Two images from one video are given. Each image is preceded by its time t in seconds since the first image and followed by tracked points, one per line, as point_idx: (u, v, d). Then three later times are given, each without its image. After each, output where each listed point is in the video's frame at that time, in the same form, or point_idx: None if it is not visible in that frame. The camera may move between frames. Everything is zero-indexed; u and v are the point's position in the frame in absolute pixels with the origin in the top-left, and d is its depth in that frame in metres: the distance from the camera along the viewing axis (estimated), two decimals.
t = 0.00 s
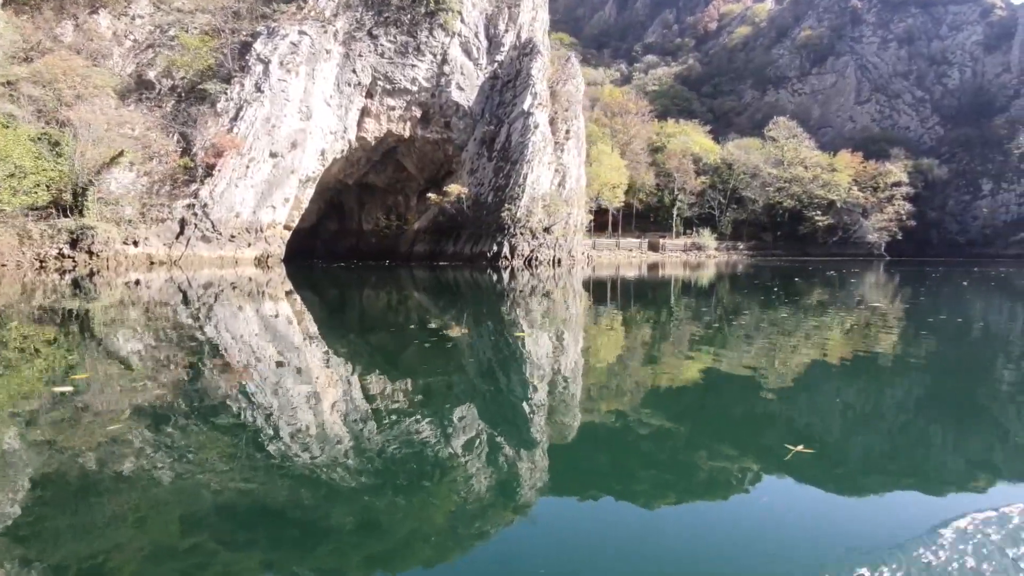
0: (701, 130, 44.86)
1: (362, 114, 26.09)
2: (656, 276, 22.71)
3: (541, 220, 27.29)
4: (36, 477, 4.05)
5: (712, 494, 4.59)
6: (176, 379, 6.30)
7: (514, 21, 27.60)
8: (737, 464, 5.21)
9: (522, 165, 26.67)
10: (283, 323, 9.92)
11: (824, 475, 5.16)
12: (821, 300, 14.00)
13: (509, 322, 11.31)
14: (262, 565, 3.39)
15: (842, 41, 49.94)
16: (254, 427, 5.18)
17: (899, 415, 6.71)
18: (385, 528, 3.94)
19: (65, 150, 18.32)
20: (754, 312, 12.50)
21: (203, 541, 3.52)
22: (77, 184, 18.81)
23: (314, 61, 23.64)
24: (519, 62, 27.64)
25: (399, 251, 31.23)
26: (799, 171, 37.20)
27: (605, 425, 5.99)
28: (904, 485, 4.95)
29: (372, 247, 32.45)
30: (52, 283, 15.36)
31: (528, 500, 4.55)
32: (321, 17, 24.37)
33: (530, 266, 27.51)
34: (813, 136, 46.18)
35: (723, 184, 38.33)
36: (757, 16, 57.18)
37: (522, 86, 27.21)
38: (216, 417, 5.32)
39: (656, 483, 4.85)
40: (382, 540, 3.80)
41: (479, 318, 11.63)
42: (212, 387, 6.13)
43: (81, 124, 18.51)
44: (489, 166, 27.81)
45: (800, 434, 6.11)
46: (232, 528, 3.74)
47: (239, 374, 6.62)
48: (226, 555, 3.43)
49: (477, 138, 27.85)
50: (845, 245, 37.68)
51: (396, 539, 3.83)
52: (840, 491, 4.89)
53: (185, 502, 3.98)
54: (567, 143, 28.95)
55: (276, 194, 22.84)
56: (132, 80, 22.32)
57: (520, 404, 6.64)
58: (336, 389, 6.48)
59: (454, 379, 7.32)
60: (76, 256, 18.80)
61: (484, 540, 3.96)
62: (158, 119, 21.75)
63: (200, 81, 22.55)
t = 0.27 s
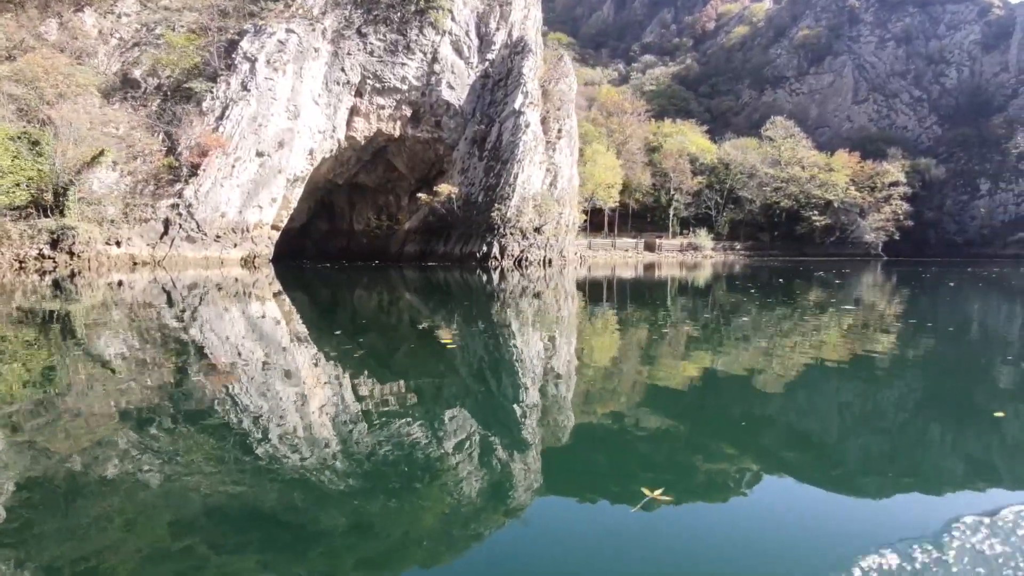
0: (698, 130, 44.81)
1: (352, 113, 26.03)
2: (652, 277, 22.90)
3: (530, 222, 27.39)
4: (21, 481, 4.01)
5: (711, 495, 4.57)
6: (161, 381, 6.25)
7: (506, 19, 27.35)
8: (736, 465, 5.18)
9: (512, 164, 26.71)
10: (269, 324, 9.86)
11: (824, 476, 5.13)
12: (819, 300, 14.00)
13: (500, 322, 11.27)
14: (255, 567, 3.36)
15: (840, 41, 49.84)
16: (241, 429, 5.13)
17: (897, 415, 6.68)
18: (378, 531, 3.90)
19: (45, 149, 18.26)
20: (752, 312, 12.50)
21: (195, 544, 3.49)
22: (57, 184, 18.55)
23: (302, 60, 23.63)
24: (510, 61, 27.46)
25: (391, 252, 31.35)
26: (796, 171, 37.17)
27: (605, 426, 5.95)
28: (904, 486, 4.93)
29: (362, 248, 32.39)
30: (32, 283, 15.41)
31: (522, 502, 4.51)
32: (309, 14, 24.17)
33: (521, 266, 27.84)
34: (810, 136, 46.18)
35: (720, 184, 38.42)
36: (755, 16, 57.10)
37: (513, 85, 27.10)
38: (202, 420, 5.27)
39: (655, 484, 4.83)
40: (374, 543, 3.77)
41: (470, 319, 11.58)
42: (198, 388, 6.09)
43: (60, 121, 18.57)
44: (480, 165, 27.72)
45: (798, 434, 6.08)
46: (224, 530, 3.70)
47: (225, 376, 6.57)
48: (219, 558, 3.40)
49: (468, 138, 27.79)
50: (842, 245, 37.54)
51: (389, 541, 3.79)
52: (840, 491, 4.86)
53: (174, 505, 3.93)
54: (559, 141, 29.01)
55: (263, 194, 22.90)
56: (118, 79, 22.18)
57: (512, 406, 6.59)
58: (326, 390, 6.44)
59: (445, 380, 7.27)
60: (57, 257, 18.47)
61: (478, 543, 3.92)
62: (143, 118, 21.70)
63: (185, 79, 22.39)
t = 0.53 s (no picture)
0: (695, 130, 44.77)
1: (341, 112, 25.90)
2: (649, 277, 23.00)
3: (522, 222, 26.96)
4: (5, 485, 3.96)
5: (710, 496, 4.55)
6: (147, 383, 6.20)
7: (497, 17, 27.50)
8: (735, 466, 5.15)
9: (504, 164, 26.57)
10: (257, 326, 9.80)
11: (824, 477, 5.09)
12: (817, 300, 13.96)
13: (490, 323, 11.22)
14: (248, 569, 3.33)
15: (838, 40, 49.73)
16: (228, 431, 5.09)
17: (896, 416, 6.64)
18: (369, 534, 3.85)
19: (25, 148, 18.09)
20: (751, 312, 12.48)
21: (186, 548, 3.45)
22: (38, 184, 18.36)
23: (290, 58, 23.49)
24: (502, 60, 27.56)
25: (382, 252, 31.14)
26: (793, 170, 37.17)
27: (603, 426, 5.93)
28: (902, 487, 4.90)
29: (354, 247, 32.40)
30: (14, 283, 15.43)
31: (515, 505, 4.46)
32: (298, 13, 24.24)
33: (511, 266, 27.46)
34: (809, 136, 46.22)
35: (718, 184, 38.33)
36: (754, 15, 57.00)
37: (505, 83, 27.13)
38: (189, 422, 5.22)
39: (655, 485, 4.79)
40: (366, 545, 3.72)
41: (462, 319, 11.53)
42: (184, 390, 6.05)
43: (41, 120, 18.71)
44: (471, 165, 27.69)
45: (797, 435, 6.04)
46: (216, 533, 3.66)
47: (211, 378, 6.52)
48: (212, 561, 3.36)
49: (459, 137, 27.84)
50: (840, 245, 37.43)
51: (381, 544, 3.74)
52: (840, 492, 4.83)
53: (162, 508, 3.89)
54: (551, 140, 28.96)
55: (250, 194, 22.45)
56: (104, 77, 22.54)
57: (504, 407, 6.54)
58: (315, 392, 6.39)
59: (436, 382, 7.22)
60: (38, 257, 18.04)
61: (472, 547, 3.88)
62: (128, 117, 21.77)
63: (171, 78, 22.49)
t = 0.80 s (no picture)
0: (692, 130, 44.68)
1: (330, 111, 25.79)
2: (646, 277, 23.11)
3: (512, 221, 27.30)
4: None
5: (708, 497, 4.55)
6: (132, 385, 6.14)
7: (489, 16, 27.52)
8: (734, 466, 5.12)
9: (494, 164, 26.52)
10: (244, 327, 9.73)
11: (822, 477, 5.07)
12: (815, 300, 13.94)
13: (480, 324, 11.20)
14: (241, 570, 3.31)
15: (836, 40, 49.72)
16: (216, 433, 5.04)
17: (894, 416, 6.62)
18: (362, 535, 3.82)
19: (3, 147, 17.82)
20: (748, 313, 12.43)
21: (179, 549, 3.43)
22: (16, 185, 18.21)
23: (277, 56, 23.43)
24: (493, 58, 27.54)
25: (372, 253, 30.91)
26: (790, 170, 37.21)
27: (603, 426, 5.93)
28: (901, 487, 4.89)
29: (345, 247, 32.27)
30: None
31: (508, 506, 4.44)
32: (286, 10, 24.03)
33: (500, 266, 27.86)
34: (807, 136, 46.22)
35: (715, 183, 38.22)
36: (751, 14, 56.86)
37: (496, 82, 27.09)
38: (176, 424, 5.17)
39: (653, 486, 4.78)
40: (359, 546, 3.70)
41: (453, 320, 11.48)
42: (169, 392, 5.99)
43: (20, 119, 18.48)
44: (461, 164, 27.54)
45: (795, 434, 6.02)
46: (208, 534, 3.63)
47: (198, 380, 6.47)
48: (205, 562, 3.34)
49: (450, 136, 27.64)
50: (838, 245, 37.41)
51: (375, 544, 3.72)
52: (839, 492, 4.82)
53: (151, 509, 3.84)
54: (542, 139, 29.05)
55: (236, 194, 22.59)
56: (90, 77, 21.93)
57: (495, 408, 6.51)
58: (303, 393, 6.35)
59: (428, 383, 7.19)
60: (18, 257, 18.13)
61: (467, 548, 3.85)
62: (114, 115, 21.38)
63: (157, 76, 22.15)
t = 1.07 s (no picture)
0: (689, 130, 44.64)
1: (319, 110, 25.72)
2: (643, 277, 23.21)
3: (502, 223, 26.99)
4: None
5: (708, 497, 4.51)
6: (116, 387, 6.09)
7: (480, 13, 27.46)
8: (733, 467, 5.08)
9: (485, 163, 26.50)
10: (230, 329, 9.67)
11: (822, 478, 5.02)
12: (812, 300, 13.92)
13: (469, 325, 11.17)
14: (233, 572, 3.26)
15: (834, 39, 49.90)
16: (202, 436, 4.99)
17: (893, 416, 6.56)
18: (354, 538, 3.78)
19: None
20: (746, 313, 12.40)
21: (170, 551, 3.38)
22: None
23: (265, 54, 23.35)
24: (485, 57, 27.50)
25: (361, 253, 30.64)
26: (786, 169, 37.31)
27: (602, 427, 5.90)
28: (901, 487, 4.83)
29: (334, 248, 32.21)
30: None
31: (502, 508, 4.39)
32: (273, 9, 24.01)
33: (490, 267, 27.31)
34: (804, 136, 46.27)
35: (712, 183, 38.13)
36: (749, 14, 56.84)
37: (486, 80, 27.13)
38: (162, 426, 5.12)
39: (651, 487, 4.74)
40: (351, 549, 3.65)
41: (443, 321, 11.44)
42: (153, 395, 5.94)
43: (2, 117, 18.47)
44: (452, 163, 27.54)
45: (794, 435, 5.97)
46: (200, 538, 3.58)
47: (182, 381, 6.43)
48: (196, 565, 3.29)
49: (441, 136, 27.69)
50: (836, 245, 37.32)
51: (368, 547, 3.67)
52: (839, 493, 4.77)
53: (139, 512, 3.79)
54: (534, 139, 28.95)
55: (223, 193, 22.49)
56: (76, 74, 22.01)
57: (487, 410, 6.46)
58: (291, 395, 6.30)
59: (418, 384, 7.13)
60: None
61: (461, 550, 3.80)
62: (98, 114, 21.28)
63: (142, 75, 21.98)
